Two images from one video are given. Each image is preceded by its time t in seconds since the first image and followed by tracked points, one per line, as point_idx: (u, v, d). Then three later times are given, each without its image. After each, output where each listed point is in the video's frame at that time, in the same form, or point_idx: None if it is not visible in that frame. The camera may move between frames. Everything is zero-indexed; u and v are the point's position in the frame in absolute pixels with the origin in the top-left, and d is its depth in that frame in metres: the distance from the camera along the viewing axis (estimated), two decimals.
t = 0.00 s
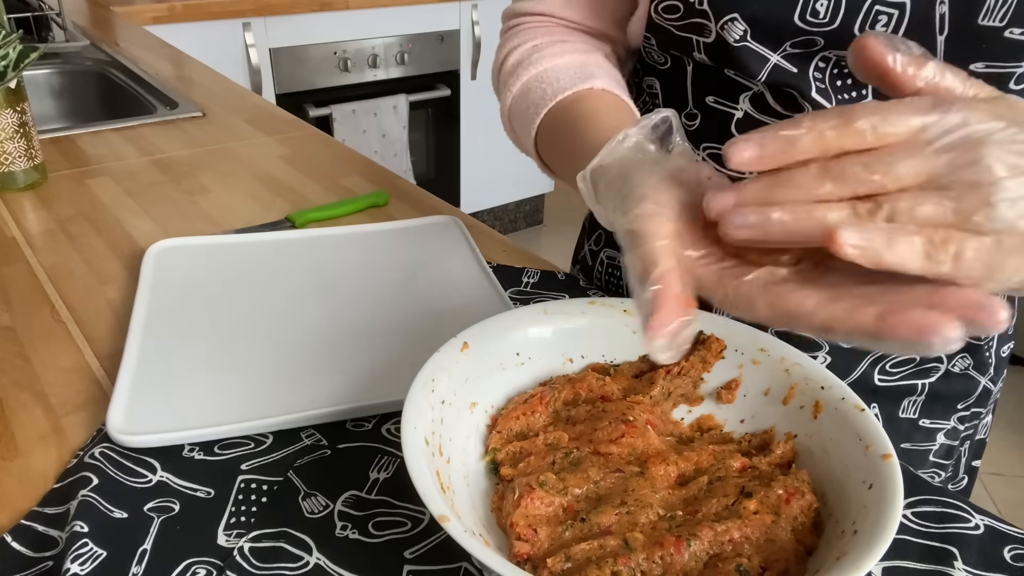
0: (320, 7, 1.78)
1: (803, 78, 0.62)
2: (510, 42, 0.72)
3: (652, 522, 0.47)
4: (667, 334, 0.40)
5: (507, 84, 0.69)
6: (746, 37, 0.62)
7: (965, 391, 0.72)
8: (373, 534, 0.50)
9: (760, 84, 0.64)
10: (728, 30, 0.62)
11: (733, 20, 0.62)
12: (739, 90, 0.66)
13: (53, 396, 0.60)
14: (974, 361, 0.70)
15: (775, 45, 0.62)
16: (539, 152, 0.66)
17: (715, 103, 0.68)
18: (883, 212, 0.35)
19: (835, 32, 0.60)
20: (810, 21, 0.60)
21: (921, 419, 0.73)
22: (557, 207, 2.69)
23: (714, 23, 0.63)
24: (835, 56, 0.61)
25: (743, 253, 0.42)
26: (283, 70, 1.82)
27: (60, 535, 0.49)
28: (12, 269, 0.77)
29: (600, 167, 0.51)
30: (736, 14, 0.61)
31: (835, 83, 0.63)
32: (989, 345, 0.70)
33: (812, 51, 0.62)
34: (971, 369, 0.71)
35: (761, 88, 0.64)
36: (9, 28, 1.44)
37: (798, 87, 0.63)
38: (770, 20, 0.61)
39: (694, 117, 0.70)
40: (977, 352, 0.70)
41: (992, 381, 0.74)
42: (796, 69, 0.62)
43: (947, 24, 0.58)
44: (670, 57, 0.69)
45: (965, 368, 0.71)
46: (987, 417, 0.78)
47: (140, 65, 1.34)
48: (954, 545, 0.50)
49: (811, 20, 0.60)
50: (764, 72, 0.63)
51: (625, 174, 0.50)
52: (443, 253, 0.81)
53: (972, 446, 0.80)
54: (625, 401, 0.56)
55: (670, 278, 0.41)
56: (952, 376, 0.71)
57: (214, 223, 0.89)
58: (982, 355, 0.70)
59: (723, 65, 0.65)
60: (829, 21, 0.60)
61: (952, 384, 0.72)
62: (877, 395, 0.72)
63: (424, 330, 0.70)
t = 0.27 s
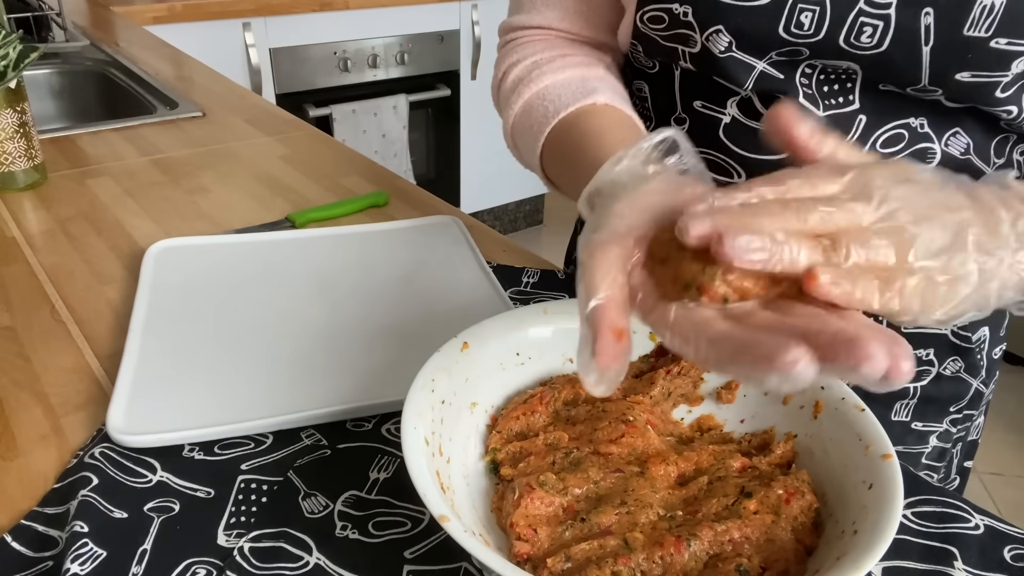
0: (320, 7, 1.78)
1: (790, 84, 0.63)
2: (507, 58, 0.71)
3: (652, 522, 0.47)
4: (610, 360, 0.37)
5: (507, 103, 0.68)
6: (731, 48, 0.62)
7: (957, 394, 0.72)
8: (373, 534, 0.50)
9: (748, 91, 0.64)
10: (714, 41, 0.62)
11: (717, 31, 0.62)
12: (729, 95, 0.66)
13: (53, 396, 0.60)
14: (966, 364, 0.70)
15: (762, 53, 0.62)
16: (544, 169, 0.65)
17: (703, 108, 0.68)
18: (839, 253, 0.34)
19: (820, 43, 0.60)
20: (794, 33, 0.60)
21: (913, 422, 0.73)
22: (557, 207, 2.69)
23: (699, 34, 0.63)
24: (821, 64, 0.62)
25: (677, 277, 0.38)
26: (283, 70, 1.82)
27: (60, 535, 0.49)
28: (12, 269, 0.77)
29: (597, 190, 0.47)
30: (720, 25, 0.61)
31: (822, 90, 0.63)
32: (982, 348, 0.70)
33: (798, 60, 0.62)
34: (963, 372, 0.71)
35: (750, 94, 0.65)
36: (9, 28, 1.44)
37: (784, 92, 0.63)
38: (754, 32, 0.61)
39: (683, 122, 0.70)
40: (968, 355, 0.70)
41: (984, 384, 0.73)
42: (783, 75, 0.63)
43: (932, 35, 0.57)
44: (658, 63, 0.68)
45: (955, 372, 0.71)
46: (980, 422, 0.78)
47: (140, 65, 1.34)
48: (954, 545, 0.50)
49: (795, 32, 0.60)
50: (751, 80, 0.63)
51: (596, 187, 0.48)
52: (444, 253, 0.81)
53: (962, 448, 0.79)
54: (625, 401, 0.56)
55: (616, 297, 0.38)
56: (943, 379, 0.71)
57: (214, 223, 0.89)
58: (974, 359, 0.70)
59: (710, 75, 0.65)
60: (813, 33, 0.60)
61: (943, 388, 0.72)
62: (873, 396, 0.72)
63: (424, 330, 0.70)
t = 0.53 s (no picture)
0: (320, 7, 1.78)
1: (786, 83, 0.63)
2: (502, 61, 0.71)
3: (652, 522, 0.47)
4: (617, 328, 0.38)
5: (502, 105, 0.68)
6: (728, 49, 0.62)
7: (954, 390, 0.72)
8: (373, 534, 0.50)
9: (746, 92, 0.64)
10: (709, 45, 0.62)
11: (713, 34, 0.61)
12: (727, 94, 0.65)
13: (53, 396, 0.60)
14: (963, 360, 0.70)
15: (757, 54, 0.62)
16: (538, 168, 0.65)
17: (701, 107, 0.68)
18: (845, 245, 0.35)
19: (814, 45, 0.60)
20: (789, 35, 0.60)
21: (912, 419, 0.73)
22: (557, 207, 2.69)
23: (695, 38, 0.62)
24: (816, 64, 0.62)
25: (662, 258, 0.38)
26: (283, 70, 1.82)
27: (60, 535, 0.49)
28: (12, 269, 0.77)
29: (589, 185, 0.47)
30: (716, 29, 0.61)
31: (818, 89, 0.63)
32: (979, 344, 0.70)
33: (793, 60, 0.62)
34: (960, 369, 0.71)
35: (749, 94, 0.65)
36: (9, 28, 1.44)
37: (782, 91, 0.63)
38: (750, 35, 0.61)
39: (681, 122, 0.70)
40: (967, 352, 0.69)
41: (981, 379, 0.73)
42: (778, 76, 0.63)
43: (926, 35, 0.57)
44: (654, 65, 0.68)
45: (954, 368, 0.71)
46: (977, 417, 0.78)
47: (140, 65, 1.34)
48: (954, 545, 0.50)
49: (790, 34, 0.60)
50: (747, 81, 0.64)
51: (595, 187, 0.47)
52: (444, 253, 0.81)
53: (961, 443, 0.79)
54: (625, 401, 0.56)
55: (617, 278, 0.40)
56: (942, 376, 0.71)
57: (214, 223, 0.89)
58: (973, 355, 0.70)
59: (708, 77, 0.65)
60: (808, 34, 0.60)
61: (941, 384, 0.71)
62: (872, 394, 0.72)
63: (423, 330, 0.70)
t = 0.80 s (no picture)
0: (320, 7, 1.78)
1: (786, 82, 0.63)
2: (500, 62, 0.71)
3: (652, 522, 0.47)
4: (631, 325, 0.37)
5: (499, 106, 0.68)
6: (728, 48, 0.62)
7: (955, 387, 0.72)
8: (373, 534, 0.50)
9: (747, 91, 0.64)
10: (709, 45, 0.62)
11: (713, 35, 0.61)
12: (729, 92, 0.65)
13: (53, 396, 0.60)
14: (963, 356, 0.71)
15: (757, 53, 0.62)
16: (533, 171, 0.65)
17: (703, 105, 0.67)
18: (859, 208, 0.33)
19: (813, 44, 0.60)
20: (788, 34, 0.60)
21: (913, 415, 0.73)
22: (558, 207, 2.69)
23: (695, 39, 0.62)
24: (815, 63, 0.62)
25: (676, 269, 0.38)
26: (283, 70, 1.82)
27: (60, 535, 0.49)
28: (12, 269, 0.77)
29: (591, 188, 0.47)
30: (716, 29, 0.61)
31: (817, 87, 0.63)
32: (978, 340, 0.71)
33: (793, 59, 0.62)
34: (960, 364, 0.71)
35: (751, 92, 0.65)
36: (9, 28, 1.44)
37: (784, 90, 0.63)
38: (749, 35, 0.61)
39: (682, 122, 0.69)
40: (966, 347, 0.70)
41: (981, 375, 0.74)
42: (777, 74, 0.63)
43: (924, 33, 0.57)
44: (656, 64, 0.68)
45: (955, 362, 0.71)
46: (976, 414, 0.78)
47: (140, 65, 1.34)
48: (954, 545, 0.50)
49: (789, 33, 0.60)
50: (747, 81, 0.64)
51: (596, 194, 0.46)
52: (443, 253, 0.81)
53: (961, 440, 0.79)
54: (625, 401, 0.56)
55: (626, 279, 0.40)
56: (943, 371, 0.71)
57: (214, 223, 0.89)
58: (972, 351, 0.71)
59: (708, 77, 0.65)
60: (807, 34, 0.60)
61: (942, 381, 0.72)
62: (872, 393, 0.72)
63: (423, 331, 0.70)
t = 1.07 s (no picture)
0: (320, 7, 1.78)
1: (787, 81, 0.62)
2: (500, 59, 0.71)
3: (652, 522, 0.47)
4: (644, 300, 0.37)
5: (499, 101, 0.68)
6: (726, 46, 0.62)
7: (955, 385, 0.72)
8: (373, 534, 0.50)
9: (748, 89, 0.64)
10: (708, 44, 0.62)
11: (712, 34, 0.61)
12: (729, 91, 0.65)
13: (53, 396, 0.60)
14: (963, 354, 0.71)
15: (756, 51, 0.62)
16: (533, 166, 0.65)
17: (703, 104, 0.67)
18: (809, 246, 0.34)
19: (813, 42, 0.60)
20: (787, 33, 0.60)
21: (913, 414, 0.73)
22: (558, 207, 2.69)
23: (694, 37, 0.62)
24: (814, 61, 0.62)
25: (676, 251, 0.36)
26: (283, 70, 1.82)
27: (60, 535, 0.49)
28: (12, 269, 0.77)
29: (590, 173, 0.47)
30: (715, 28, 0.61)
31: (816, 86, 0.63)
32: (978, 338, 0.71)
33: (791, 58, 0.62)
34: (960, 363, 0.71)
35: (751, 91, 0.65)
36: (9, 28, 1.44)
37: (783, 88, 0.63)
38: (748, 34, 0.61)
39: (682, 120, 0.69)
40: (966, 345, 0.70)
41: (981, 374, 0.74)
42: (776, 73, 0.63)
43: (923, 31, 0.57)
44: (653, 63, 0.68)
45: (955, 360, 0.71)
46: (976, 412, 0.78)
47: (140, 65, 1.34)
48: (954, 545, 0.50)
49: (788, 32, 0.60)
50: (747, 80, 0.64)
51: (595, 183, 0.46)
52: (443, 253, 0.81)
53: (961, 438, 0.79)
54: (625, 401, 0.56)
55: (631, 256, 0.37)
56: (943, 369, 0.71)
57: (213, 223, 0.89)
58: (972, 349, 0.71)
59: (708, 76, 0.65)
60: (806, 32, 0.59)
61: (942, 379, 0.72)
62: (872, 392, 0.72)
63: (422, 330, 0.70)
